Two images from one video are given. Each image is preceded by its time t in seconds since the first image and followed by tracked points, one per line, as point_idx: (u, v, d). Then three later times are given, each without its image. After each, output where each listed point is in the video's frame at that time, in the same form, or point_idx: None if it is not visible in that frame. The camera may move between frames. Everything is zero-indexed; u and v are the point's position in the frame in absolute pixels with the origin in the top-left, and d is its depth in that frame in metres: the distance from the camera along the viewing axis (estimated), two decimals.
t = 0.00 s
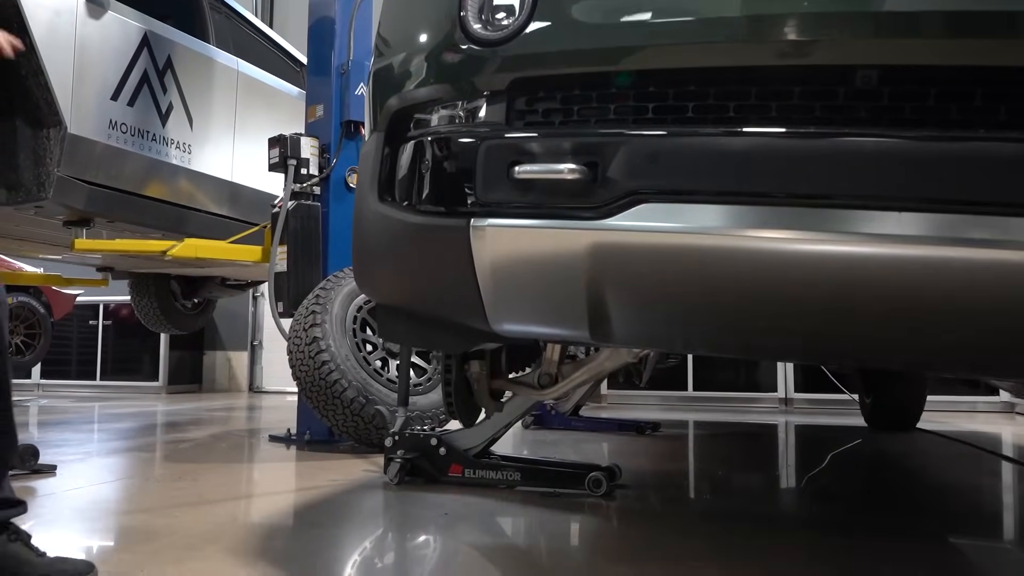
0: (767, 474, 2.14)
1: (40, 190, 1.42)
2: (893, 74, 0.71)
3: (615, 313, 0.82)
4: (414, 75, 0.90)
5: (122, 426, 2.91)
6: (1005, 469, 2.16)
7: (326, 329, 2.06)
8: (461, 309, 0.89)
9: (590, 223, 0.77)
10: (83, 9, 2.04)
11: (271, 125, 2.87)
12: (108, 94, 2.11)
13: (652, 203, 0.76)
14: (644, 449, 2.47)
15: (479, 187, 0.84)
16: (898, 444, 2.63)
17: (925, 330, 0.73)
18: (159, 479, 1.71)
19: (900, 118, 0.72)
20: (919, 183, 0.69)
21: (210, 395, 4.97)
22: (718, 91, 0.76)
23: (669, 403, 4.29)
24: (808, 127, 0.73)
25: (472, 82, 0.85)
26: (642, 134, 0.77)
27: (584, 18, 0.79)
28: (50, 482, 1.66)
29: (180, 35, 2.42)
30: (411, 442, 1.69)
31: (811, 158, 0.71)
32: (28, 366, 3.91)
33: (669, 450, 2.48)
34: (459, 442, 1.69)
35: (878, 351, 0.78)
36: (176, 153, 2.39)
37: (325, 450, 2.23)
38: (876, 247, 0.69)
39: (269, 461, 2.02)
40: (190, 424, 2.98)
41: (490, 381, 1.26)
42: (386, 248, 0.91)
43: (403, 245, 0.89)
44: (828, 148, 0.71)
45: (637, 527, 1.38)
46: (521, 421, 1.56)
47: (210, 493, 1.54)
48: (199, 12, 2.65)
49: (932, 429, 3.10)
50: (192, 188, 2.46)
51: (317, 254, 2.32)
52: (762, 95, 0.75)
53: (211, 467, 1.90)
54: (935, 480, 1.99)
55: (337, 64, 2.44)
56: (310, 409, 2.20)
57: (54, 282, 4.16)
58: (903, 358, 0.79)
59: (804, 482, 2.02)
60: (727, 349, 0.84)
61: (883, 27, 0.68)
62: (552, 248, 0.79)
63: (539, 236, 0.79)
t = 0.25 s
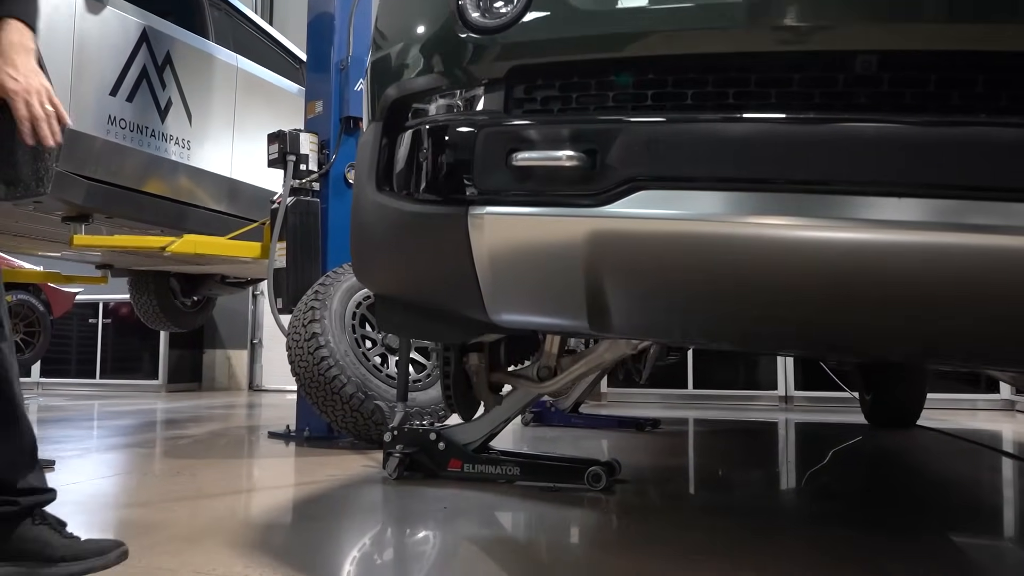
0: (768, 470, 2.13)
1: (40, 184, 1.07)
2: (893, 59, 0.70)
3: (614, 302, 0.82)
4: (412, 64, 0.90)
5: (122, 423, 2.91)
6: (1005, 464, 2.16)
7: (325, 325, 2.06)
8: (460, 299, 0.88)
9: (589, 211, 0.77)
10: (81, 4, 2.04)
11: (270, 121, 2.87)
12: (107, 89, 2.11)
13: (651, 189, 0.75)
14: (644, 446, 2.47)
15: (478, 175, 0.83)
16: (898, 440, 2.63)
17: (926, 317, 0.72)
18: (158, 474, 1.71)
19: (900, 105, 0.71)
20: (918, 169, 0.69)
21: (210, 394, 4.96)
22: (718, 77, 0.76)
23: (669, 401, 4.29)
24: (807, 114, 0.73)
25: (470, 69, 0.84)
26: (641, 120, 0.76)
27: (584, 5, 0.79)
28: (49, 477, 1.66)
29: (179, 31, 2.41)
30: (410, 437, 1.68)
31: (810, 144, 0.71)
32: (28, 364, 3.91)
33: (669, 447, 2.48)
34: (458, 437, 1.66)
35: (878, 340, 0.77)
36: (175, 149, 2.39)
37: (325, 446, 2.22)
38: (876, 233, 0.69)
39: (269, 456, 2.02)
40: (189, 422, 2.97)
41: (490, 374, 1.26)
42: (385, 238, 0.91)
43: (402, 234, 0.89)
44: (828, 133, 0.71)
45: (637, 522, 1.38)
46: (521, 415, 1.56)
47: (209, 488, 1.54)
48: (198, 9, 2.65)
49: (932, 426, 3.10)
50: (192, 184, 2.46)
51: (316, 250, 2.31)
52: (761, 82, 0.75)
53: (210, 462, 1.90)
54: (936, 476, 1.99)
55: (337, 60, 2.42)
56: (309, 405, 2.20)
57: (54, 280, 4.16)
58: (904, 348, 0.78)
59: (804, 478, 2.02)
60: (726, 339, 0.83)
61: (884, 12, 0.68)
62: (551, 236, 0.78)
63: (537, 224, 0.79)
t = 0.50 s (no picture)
0: (769, 466, 2.13)
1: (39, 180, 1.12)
2: (896, 45, 0.70)
3: (616, 290, 0.82)
4: (413, 53, 0.90)
5: (121, 420, 2.91)
6: (1006, 460, 2.16)
7: (326, 321, 2.06)
8: (462, 288, 0.88)
9: (591, 198, 0.77)
10: None
11: (270, 118, 2.87)
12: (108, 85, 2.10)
13: (653, 176, 0.75)
14: (644, 442, 2.46)
15: (479, 163, 0.83)
16: (899, 437, 2.63)
17: (929, 305, 0.72)
18: (159, 469, 1.70)
19: (903, 91, 0.71)
20: (921, 154, 0.68)
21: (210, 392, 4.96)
22: (720, 64, 0.76)
23: (670, 400, 4.28)
24: (810, 100, 0.73)
25: (471, 58, 0.84)
26: (642, 106, 0.76)
27: None
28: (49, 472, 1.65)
29: (180, 27, 2.40)
30: (410, 431, 1.68)
31: (812, 130, 0.71)
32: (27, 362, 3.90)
33: (669, 443, 2.47)
34: (459, 431, 1.67)
35: (880, 327, 0.77)
36: (175, 145, 2.38)
37: (325, 442, 2.22)
38: (878, 219, 0.68)
39: (269, 452, 2.02)
40: (189, 419, 2.97)
41: (490, 367, 1.25)
42: (386, 228, 0.90)
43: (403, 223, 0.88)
44: (831, 120, 0.70)
45: (638, 516, 1.37)
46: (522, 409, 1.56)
47: (209, 482, 1.54)
48: (198, 5, 2.64)
49: (933, 424, 3.10)
50: (192, 180, 2.46)
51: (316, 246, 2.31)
52: (763, 69, 0.74)
53: (211, 458, 1.89)
54: (936, 471, 1.99)
55: (337, 57, 2.40)
56: (310, 401, 2.19)
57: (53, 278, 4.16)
58: (907, 337, 0.78)
59: (805, 473, 2.02)
60: (728, 328, 0.83)
61: None
62: (552, 223, 0.78)
63: (538, 212, 0.79)
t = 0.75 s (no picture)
0: (770, 462, 2.13)
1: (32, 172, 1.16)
2: (901, 35, 0.70)
3: (619, 283, 0.81)
4: (414, 44, 0.89)
5: (122, 418, 2.91)
6: (1007, 456, 2.15)
7: (326, 318, 2.05)
8: (463, 281, 0.88)
9: (593, 189, 0.76)
10: None
11: (270, 115, 2.86)
12: (108, 81, 2.10)
13: (656, 166, 0.75)
14: (645, 439, 2.46)
15: (481, 154, 0.83)
16: (900, 434, 2.62)
17: (933, 296, 0.72)
18: (159, 466, 1.70)
19: (908, 81, 0.71)
20: (925, 144, 0.68)
21: (210, 391, 4.96)
22: (723, 54, 0.75)
23: (671, 398, 4.28)
24: (814, 89, 0.72)
25: (473, 49, 0.84)
26: (645, 96, 0.76)
27: None
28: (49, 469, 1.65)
29: (181, 24, 2.39)
30: (411, 428, 1.67)
31: (815, 120, 0.71)
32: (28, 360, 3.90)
33: (670, 440, 2.47)
34: (461, 428, 1.67)
35: (884, 319, 0.76)
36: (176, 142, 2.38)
37: (326, 440, 2.22)
38: (882, 209, 0.68)
39: (270, 449, 2.02)
40: (190, 417, 2.97)
41: (492, 362, 1.25)
42: (387, 220, 0.90)
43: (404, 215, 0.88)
44: (835, 109, 0.70)
45: (640, 512, 1.37)
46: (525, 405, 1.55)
47: (210, 478, 1.53)
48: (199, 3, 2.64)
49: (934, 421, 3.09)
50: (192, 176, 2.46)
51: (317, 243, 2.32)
52: (767, 59, 0.74)
53: (212, 455, 1.89)
54: (938, 468, 1.99)
55: (337, 54, 2.40)
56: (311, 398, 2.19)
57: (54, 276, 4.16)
58: (911, 329, 0.78)
59: (807, 470, 2.01)
60: (731, 320, 0.83)
61: None
62: (554, 214, 0.78)
63: (540, 203, 0.78)
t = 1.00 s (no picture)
0: (770, 459, 2.13)
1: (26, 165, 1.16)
2: (902, 23, 0.69)
3: (618, 275, 0.81)
4: (413, 36, 0.89)
5: (122, 415, 2.91)
6: (1008, 453, 2.15)
7: (326, 315, 2.05)
8: (462, 273, 0.87)
9: (592, 179, 0.76)
10: None
11: (270, 113, 2.86)
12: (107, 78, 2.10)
13: (655, 156, 0.75)
14: (645, 437, 2.46)
15: (480, 146, 0.83)
16: (901, 432, 2.62)
17: (934, 287, 0.71)
18: (158, 462, 1.70)
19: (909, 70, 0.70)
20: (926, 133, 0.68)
21: (210, 389, 4.95)
22: (723, 44, 0.75)
23: (671, 396, 4.27)
24: (814, 78, 0.72)
25: (472, 40, 0.83)
26: (645, 86, 0.76)
27: None
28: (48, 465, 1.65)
29: (181, 22, 2.38)
30: (411, 424, 1.67)
31: (816, 109, 0.70)
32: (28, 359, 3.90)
33: (670, 437, 2.47)
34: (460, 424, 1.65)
35: (885, 311, 0.76)
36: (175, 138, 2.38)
37: (326, 437, 2.21)
38: (882, 199, 0.68)
39: (270, 446, 2.02)
40: (190, 414, 2.97)
41: (491, 357, 1.24)
42: (385, 213, 0.90)
43: (403, 208, 0.87)
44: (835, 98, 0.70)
45: (639, 508, 1.37)
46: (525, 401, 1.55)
47: (209, 474, 1.53)
48: None
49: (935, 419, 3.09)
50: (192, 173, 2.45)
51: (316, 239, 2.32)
52: (767, 48, 0.73)
53: (211, 451, 1.89)
54: (938, 465, 1.98)
55: (337, 51, 2.39)
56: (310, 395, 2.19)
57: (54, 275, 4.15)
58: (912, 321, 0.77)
59: (806, 467, 2.01)
60: (731, 313, 0.82)
61: None
62: (554, 205, 0.78)
63: (539, 194, 0.78)
